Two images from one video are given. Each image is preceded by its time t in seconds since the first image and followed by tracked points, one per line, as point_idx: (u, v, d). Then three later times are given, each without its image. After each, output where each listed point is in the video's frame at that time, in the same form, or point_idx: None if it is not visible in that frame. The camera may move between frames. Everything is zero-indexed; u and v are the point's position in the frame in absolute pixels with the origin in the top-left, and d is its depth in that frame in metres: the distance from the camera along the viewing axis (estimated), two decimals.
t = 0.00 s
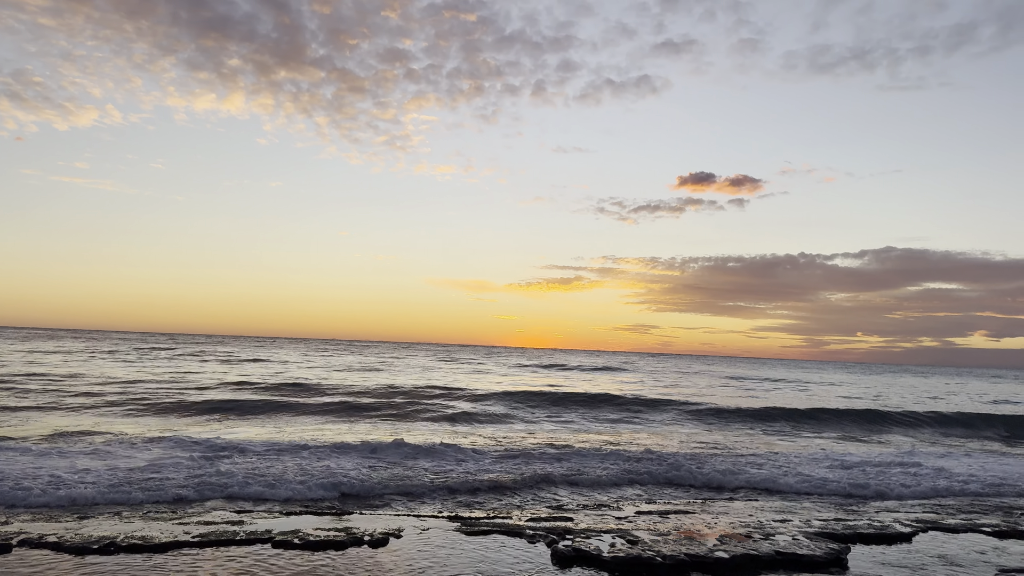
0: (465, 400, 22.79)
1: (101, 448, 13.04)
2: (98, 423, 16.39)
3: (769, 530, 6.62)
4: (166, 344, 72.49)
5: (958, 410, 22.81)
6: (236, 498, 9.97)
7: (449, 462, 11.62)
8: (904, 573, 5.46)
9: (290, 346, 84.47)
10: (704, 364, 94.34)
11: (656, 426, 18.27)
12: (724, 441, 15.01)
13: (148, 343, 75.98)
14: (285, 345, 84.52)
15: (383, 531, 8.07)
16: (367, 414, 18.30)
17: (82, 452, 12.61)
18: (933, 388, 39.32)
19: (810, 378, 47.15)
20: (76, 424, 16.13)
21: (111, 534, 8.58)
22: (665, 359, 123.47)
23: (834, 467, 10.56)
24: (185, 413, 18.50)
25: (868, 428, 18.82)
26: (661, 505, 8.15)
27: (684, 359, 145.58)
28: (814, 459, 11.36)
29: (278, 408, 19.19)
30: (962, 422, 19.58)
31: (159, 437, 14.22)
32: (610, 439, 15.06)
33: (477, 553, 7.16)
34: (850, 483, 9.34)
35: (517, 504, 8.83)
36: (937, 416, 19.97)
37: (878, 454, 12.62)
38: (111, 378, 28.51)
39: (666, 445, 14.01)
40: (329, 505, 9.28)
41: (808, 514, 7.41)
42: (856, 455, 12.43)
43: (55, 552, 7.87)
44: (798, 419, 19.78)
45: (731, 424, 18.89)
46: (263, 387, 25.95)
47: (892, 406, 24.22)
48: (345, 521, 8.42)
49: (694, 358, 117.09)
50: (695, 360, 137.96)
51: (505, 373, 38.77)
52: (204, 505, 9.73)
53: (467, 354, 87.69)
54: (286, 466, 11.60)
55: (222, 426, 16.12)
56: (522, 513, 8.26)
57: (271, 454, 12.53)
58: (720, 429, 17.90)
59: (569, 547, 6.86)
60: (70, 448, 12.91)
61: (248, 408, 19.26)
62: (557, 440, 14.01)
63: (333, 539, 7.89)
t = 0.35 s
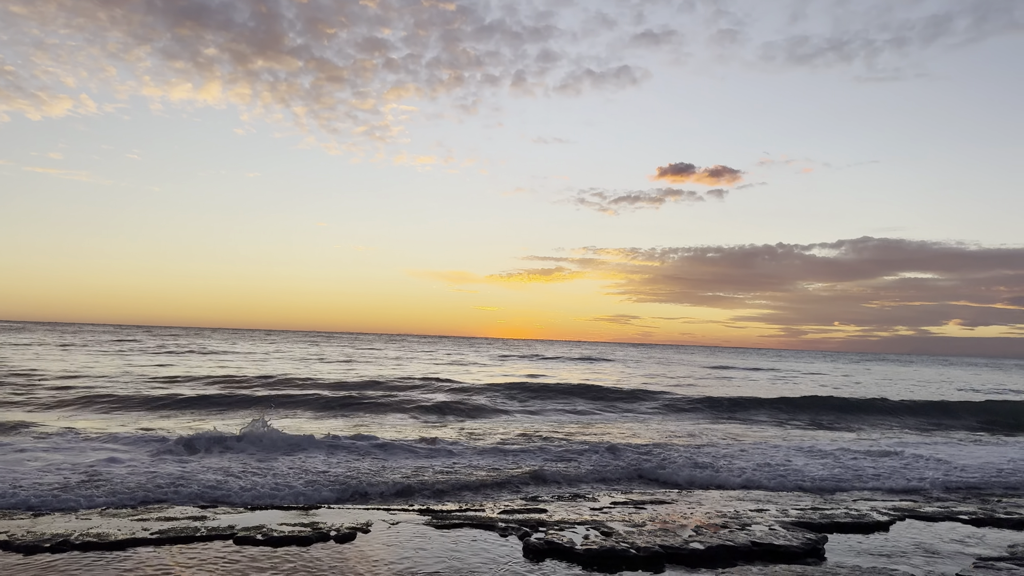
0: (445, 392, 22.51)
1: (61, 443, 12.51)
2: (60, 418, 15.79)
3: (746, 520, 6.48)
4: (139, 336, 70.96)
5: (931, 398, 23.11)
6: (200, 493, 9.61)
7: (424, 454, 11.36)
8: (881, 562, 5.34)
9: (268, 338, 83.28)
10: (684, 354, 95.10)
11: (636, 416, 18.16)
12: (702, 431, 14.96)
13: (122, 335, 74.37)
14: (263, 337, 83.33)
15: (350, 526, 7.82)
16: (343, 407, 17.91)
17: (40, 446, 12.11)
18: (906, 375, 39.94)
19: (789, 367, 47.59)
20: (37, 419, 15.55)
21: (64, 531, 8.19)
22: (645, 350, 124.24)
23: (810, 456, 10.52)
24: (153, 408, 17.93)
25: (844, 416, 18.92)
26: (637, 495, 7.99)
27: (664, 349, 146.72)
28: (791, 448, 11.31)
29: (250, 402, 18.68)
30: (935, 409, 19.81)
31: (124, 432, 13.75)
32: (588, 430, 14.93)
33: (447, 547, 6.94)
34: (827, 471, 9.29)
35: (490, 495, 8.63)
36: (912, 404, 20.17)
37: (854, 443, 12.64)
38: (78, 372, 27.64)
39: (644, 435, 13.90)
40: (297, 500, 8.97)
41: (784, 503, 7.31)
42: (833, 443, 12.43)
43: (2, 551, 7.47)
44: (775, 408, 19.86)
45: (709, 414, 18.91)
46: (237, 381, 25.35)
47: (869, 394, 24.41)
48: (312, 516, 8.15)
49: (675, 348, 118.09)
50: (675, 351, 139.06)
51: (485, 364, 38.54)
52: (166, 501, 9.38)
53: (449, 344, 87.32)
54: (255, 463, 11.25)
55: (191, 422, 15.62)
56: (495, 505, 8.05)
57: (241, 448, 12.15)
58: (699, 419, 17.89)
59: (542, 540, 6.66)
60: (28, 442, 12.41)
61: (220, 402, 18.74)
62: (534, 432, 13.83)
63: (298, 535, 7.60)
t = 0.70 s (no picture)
0: (422, 377, 22.18)
1: (18, 431, 12.01)
2: (21, 408, 15.22)
3: (721, 502, 6.35)
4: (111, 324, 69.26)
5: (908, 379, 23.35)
6: (162, 482, 9.25)
7: (397, 440, 11.10)
8: (856, 542, 5.23)
9: (245, 325, 82.01)
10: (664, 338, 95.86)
11: (616, 400, 18.05)
12: (680, 414, 14.90)
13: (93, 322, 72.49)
14: (239, 324, 82.00)
15: (317, 514, 7.57)
16: (317, 393, 17.51)
17: None
18: (884, 357, 40.37)
19: (770, 349, 47.98)
20: None
21: (14, 522, 7.80)
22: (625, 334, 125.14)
23: (787, 438, 10.46)
24: (119, 397, 17.37)
25: (823, 398, 19.04)
26: (612, 478, 7.84)
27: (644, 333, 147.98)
28: (768, 429, 11.26)
29: (220, 391, 18.16)
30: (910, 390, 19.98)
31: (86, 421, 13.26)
32: (567, 414, 14.77)
33: (415, 534, 6.72)
34: (804, 451, 9.22)
35: (463, 478, 8.41)
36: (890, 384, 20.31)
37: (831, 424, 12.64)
38: (43, 361, 26.76)
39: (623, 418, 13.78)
40: (262, 489, 8.66)
41: (760, 484, 7.20)
42: (810, 424, 12.41)
43: None
44: (753, 391, 19.91)
45: (689, 396, 18.87)
46: (209, 369, 24.73)
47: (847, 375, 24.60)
48: (278, 504, 7.87)
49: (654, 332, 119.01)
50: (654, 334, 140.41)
51: (466, 350, 38.20)
52: (126, 490, 9.00)
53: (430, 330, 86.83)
54: (221, 452, 10.86)
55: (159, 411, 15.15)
56: (468, 490, 7.83)
57: (208, 435, 11.77)
58: (678, 402, 17.85)
59: (513, 525, 6.45)
60: None
61: (188, 390, 18.20)
62: (512, 416, 13.62)
63: (262, 523, 7.33)
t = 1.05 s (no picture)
0: (392, 357, 21.76)
1: None
2: None
3: (685, 481, 6.22)
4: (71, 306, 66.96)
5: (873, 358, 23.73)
6: (109, 469, 8.79)
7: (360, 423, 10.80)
8: (819, 520, 5.12)
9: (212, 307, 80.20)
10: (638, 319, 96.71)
11: (587, 380, 17.93)
12: (649, 394, 14.89)
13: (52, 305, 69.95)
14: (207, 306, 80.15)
15: (269, 500, 7.25)
16: (282, 374, 17.00)
17: None
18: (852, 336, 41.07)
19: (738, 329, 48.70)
20: None
21: None
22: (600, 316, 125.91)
23: (754, 416, 10.46)
24: (72, 382, 16.65)
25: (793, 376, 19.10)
26: (578, 457, 7.65)
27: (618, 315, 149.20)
28: (736, 408, 11.26)
29: (181, 371, 17.52)
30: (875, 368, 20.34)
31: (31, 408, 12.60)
32: (536, 395, 14.60)
33: (372, 519, 6.47)
34: (769, 429, 9.19)
35: (425, 460, 8.16)
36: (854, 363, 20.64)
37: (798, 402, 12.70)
38: None
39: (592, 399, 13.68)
40: (214, 475, 8.30)
41: (725, 463, 7.10)
42: (776, 402, 12.48)
43: None
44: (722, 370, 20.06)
45: (658, 376, 18.92)
46: (171, 352, 23.93)
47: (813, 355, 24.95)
48: (229, 491, 7.52)
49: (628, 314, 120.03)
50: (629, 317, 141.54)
51: (439, 331, 37.81)
52: (68, 476, 8.52)
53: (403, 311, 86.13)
54: (174, 438, 10.41)
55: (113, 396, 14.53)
56: (428, 473, 7.59)
57: (161, 421, 11.29)
58: (647, 383, 17.86)
59: (473, 508, 6.22)
60: None
61: (147, 371, 17.52)
62: (480, 399, 13.38)
63: (210, 509, 6.98)
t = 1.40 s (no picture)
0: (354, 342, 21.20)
1: None
2: None
3: (641, 469, 6.03)
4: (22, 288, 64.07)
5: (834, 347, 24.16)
6: (38, 457, 8.22)
7: (313, 411, 10.40)
8: (774, 510, 4.97)
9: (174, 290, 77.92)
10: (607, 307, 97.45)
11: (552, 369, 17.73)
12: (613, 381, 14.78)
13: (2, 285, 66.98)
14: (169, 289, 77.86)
15: (208, 490, 6.84)
16: (236, 358, 16.35)
17: None
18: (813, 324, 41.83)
19: (705, 317, 49.26)
20: None
21: None
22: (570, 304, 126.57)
23: (714, 404, 10.38)
24: (12, 365, 15.76)
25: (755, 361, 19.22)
26: (534, 444, 7.42)
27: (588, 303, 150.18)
28: (698, 396, 11.18)
29: (128, 351, 16.69)
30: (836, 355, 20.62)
31: None
32: (499, 382, 14.35)
33: (314, 509, 6.13)
34: (730, 417, 9.11)
35: (376, 448, 7.84)
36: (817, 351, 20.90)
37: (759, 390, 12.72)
38: None
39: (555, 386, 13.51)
40: (152, 465, 7.82)
41: (683, 451, 6.96)
42: (738, 390, 12.48)
43: None
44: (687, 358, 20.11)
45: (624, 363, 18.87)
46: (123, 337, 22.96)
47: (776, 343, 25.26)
48: (165, 482, 7.09)
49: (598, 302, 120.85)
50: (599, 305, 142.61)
51: (407, 317, 37.26)
52: None
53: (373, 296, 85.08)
54: (113, 427, 9.82)
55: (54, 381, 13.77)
56: (378, 461, 7.27)
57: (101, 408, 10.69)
58: (613, 370, 17.79)
59: (420, 498, 5.93)
60: None
61: (91, 352, 16.63)
62: (441, 386, 13.07)
63: (142, 500, 6.54)
